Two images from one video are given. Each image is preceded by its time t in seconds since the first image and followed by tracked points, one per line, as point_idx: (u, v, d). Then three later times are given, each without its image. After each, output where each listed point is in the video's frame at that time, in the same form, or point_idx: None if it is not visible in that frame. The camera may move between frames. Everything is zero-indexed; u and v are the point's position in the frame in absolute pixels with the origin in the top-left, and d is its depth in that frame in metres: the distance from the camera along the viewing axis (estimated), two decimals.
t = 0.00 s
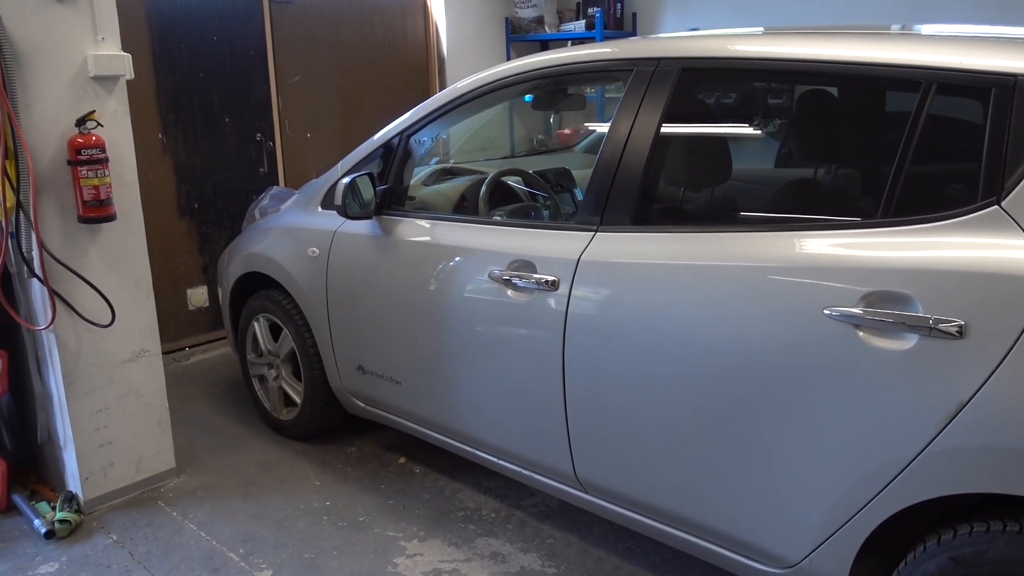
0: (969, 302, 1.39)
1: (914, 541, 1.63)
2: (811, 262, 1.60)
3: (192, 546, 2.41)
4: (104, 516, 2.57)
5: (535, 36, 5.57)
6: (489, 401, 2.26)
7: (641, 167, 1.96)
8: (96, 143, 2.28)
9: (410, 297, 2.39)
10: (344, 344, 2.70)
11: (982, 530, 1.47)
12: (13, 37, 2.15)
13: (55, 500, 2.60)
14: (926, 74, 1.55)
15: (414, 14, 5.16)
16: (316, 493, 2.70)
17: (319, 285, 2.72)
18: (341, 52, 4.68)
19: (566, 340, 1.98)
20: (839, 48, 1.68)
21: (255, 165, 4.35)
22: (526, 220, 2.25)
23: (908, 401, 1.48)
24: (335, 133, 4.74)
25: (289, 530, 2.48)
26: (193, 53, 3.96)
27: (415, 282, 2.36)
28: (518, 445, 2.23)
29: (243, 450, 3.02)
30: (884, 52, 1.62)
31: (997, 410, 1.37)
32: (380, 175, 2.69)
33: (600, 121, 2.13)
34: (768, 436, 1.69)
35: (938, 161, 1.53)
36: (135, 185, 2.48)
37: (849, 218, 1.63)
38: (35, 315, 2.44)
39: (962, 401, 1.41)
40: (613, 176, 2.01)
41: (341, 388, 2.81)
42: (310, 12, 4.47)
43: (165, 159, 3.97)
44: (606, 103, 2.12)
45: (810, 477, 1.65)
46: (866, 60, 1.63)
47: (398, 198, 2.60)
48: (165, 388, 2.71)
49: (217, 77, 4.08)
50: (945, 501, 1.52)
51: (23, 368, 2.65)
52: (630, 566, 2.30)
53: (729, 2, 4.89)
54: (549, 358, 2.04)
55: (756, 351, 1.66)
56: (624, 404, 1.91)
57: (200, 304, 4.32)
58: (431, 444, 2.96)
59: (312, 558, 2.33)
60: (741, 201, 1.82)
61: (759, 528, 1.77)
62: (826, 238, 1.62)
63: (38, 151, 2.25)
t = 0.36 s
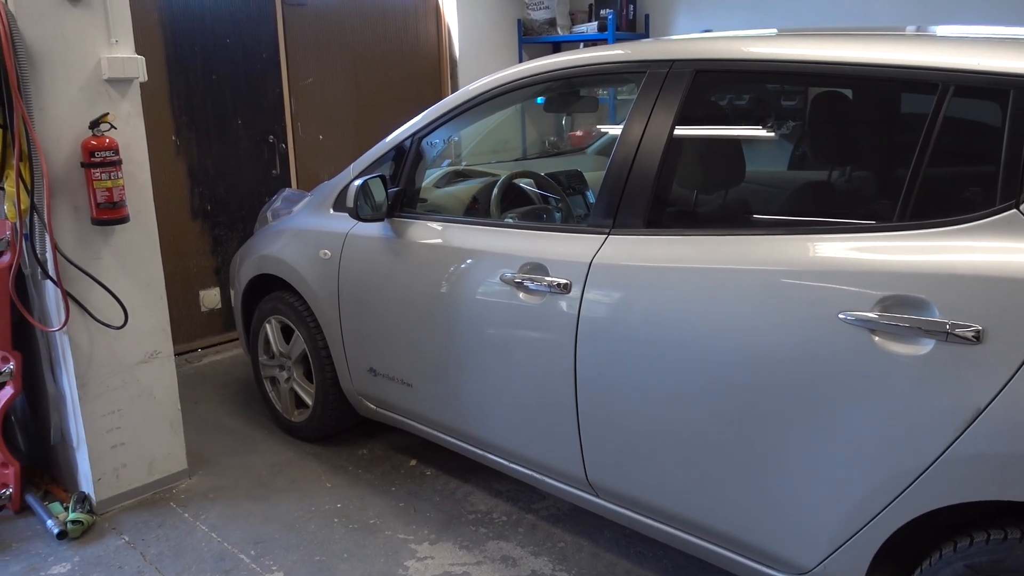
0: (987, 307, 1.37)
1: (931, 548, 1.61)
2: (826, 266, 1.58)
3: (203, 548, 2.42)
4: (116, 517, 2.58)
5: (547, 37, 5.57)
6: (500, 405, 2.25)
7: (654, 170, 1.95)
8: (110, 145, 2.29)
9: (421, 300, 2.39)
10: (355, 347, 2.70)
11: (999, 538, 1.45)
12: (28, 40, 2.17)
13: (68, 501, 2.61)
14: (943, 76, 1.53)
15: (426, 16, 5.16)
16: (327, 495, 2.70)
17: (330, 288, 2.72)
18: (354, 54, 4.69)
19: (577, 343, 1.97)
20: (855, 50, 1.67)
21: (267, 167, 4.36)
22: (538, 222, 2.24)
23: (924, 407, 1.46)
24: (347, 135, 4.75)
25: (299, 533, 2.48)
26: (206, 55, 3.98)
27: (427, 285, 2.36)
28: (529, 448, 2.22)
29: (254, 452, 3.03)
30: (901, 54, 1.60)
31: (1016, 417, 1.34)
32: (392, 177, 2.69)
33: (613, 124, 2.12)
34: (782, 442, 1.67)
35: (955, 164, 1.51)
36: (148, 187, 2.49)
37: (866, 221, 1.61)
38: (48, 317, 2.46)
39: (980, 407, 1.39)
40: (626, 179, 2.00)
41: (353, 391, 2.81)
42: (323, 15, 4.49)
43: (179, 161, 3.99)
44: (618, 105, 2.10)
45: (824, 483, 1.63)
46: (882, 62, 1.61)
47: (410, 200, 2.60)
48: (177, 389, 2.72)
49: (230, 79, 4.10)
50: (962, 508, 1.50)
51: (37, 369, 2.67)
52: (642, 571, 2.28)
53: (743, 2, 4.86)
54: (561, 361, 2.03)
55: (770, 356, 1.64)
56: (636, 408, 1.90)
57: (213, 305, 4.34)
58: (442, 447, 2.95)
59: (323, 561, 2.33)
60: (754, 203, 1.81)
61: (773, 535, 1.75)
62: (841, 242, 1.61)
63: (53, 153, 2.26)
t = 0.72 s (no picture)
0: (1011, 312, 1.35)
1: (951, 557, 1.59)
2: (844, 270, 1.56)
3: (215, 550, 2.42)
4: (128, 519, 2.59)
5: (558, 39, 5.56)
6: (513, 408, 2.24)
7: (670, 173, 1.93)
8: (124, 147, 2.29)
9: (433, 302, 2.38)
10: (368, 349, 2.69)
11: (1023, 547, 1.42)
12: (43, 42, 2.18)
13: (80, 502, 2.61)
14: (965, 79, 1.51)
15: (437, 18, 5.16)
16: (338, 498, 2.70)
17: (343, 290, 2.72)
18: (365, 57, 4.69)
19: (592, 347, 1.96)
20: (874, 53, 1.65)
21: (279, 169, 4.37)
22: (551, 225, 2.23)
23: (945, 414, 1.44)
24: (358, 137, 4.76)
25: (311, 536, 2.48)
26: (218, 58, 4.00)
27: (439, 288, 2.35)
28: (542, 453, 2.20)
29: (266, 454, 3.02)
30: (921, 56, 1.58)
31: None
32: (404, 180, 2.68)
33: (627, 127, 2.10)
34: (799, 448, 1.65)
35: (976, 168, 1.49)
36: (161, 189, 2.50)
37: (879, 226, 1.61)
38: (61, 318, 2.46)
39: (1003, 414, 1.36)
40: (641, 183, 1.98)
41: (364, 393, 2.80)
42: (334, 17, 4.49)
43: (190, 163, 4.00)
44: (633, 107, 2.08)
45: (843, 490, 1.61)
46: (902, 65, 1.59)
47: (422, 202, 2.59)
48: (188, 391, 2.72)
49: (242, 81, 4.11)
50: (984, 516, 1.47)
51: (50, 370, 2.68)
52: None
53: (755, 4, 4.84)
54: (574, 366, 2.01)
55: (786, 361, 1.63)
56: (651, 413, 1.88)
57: (224, 307, 4.34)
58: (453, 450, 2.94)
59: (335, 564, 2.33)
60: (769, 206, 1.79)
61: (790, 542, 1.73)
62: (856, 247, 1.59)
63: (67, 155, 2.27)
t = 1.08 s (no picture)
0: None
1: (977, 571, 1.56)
2: (869, 278, 1.54)
3: (227, 552, 2.41)
4: (139, 519, 2.58)
5: (571, 42, 5.54)
6: (528, 412, 2.22)
7: (690, 178, 1.91)
8: (140, 147, 2.29)
9: (448, 305, 2.37)
10: (381, 351, 2.68)
11: None
12: (62, 41, 2.18)
13: (92, 502, 2.61)
14: (994, 86, 1.48)
15: (450, 20, 5.15)
16: (350, 501, 2.68)
17: (356, 292, 2.71)
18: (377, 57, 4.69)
19: (610, 353, 1.94)
20: (900, 58, 1.63)
21: (291, 169, 4.36)
22: (566, 229, 2.22)
23: (973, 425, 1.41)
24: (370, 138, 4.75)
25: (323, 538, 2.46)
26: (232, 58, 4.00)
27: (455, 290, 2.34)
28: (557, 458, 2.19)
29: (277, 455, 3.02)
30: (949, 62, 1.55)
31: None
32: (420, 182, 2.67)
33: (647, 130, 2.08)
34: (821, 458, 1.63)
35: (1005, 176, 1.47)
36: (176, 189, 2.49)
37: (894, 233, 1.59)
38: (76, 318, 2.46)
39: None
40: (661, 188, 1.96)
41: (377, 396, 2.79)
42: (347, 18, 4.49)
43: (203, 163, 4.00)
44: (654, 111, 2.07)
45: (866, 500, 1.59)
46: (930, 70, 1.57)
47: (438, 205, 2.58)
48: (201, 392, 2.72)
49: (255, 82, 4.11)
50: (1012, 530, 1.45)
51: (63, 369, 2.67)
52: None
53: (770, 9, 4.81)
54: (591, 371, 2.00)
55: (809, 369, 1.60)
56: (669, 420, 1.87)
57: (235, 307, 4.34)
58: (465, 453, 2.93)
59: (347, 567, 2.32)
60: (788, 212, 1.77)
61: (810, 553, 1.71)
62: (872, 255, 1.58)
63: (84, 154, 2.27)
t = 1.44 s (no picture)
0: (1011, 333, 1.36)
1: None
2: (841, 286, 1.57)
3: (194, 563, 2.36)
4: (103, 530, 2.52)
5: (542, 48, 5.56)
6: (502, 420, 2.21)
7: (667, 186, 1.93)
8: (108, 149, 2.24)
9: (423, 311, 2.35)
10: (353, 358, 2.65)
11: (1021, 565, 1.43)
12: (28, 41, 2.13)
13: (53, 513, 2.54)
14: (967, 100, 1.52)
15: (421, 24, 5.14)
16: (321, 509, 2.65)
17: (328, 298, 2.68)
18: (347, 61, 4.66)
19: (586, 360, 1.95)
20: (874, 71, 1.66)
21: (259, 173, 4.31)
22: (540, 235, 2.23)
23: (946, 432, 1.44)
24: (340, 142, 4.72)
25: (293, 548, 2.43)
26: (200, 59, 3.94)
27: (430, 297, 2.32)
28: (531, 465, 2.19)
29: (245, 463, 2.97)
30: (922, 76, 1.59)
31: None
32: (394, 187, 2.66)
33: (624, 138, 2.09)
34: (794, 464, 1.65)
35: (977, 188, 1.51)
36: (145, 192, 2.45)
37: (860, 241, 1.64)
38: (38, 323, 2.40)
39: (1002, 432, 1.38)
40: (638, 197, 1.97)
41: (349, 403, 2.76)
42: (318, 21, 4.46)
43: (169, 165, 3.93)
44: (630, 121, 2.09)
45: (840, 505, 1.61)
46: (901, 85, 1.61)
47: (412, 210, 2.57)
48: (168, 399, 2.66)
49: (224, 84, 4.06)
50: (981, 534, 1.48)
51: (23, 376, 2.60)
52: None
53: (738, 21, 4.90)
54: (567, 378, 2.00)
55: (784, 377, 1.63)
56: (644, 427, 1.88)
57: (200, 312, 4.26)
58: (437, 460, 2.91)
59: None
60: (760, 221, 1.80)
61: (783, 559, 1.73)
62: (840, 265, 1.61)
63: (50, 156, 2.22)
